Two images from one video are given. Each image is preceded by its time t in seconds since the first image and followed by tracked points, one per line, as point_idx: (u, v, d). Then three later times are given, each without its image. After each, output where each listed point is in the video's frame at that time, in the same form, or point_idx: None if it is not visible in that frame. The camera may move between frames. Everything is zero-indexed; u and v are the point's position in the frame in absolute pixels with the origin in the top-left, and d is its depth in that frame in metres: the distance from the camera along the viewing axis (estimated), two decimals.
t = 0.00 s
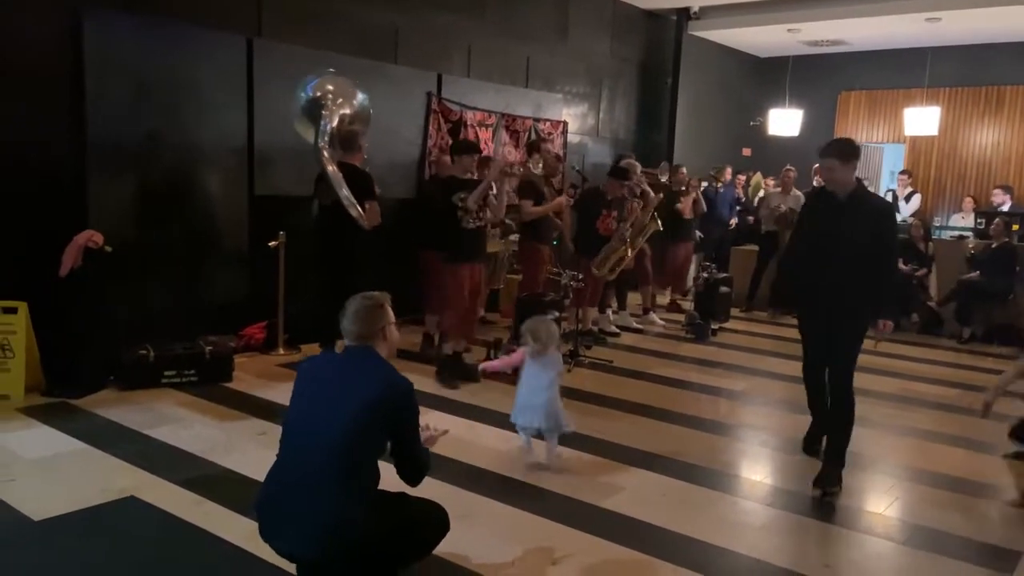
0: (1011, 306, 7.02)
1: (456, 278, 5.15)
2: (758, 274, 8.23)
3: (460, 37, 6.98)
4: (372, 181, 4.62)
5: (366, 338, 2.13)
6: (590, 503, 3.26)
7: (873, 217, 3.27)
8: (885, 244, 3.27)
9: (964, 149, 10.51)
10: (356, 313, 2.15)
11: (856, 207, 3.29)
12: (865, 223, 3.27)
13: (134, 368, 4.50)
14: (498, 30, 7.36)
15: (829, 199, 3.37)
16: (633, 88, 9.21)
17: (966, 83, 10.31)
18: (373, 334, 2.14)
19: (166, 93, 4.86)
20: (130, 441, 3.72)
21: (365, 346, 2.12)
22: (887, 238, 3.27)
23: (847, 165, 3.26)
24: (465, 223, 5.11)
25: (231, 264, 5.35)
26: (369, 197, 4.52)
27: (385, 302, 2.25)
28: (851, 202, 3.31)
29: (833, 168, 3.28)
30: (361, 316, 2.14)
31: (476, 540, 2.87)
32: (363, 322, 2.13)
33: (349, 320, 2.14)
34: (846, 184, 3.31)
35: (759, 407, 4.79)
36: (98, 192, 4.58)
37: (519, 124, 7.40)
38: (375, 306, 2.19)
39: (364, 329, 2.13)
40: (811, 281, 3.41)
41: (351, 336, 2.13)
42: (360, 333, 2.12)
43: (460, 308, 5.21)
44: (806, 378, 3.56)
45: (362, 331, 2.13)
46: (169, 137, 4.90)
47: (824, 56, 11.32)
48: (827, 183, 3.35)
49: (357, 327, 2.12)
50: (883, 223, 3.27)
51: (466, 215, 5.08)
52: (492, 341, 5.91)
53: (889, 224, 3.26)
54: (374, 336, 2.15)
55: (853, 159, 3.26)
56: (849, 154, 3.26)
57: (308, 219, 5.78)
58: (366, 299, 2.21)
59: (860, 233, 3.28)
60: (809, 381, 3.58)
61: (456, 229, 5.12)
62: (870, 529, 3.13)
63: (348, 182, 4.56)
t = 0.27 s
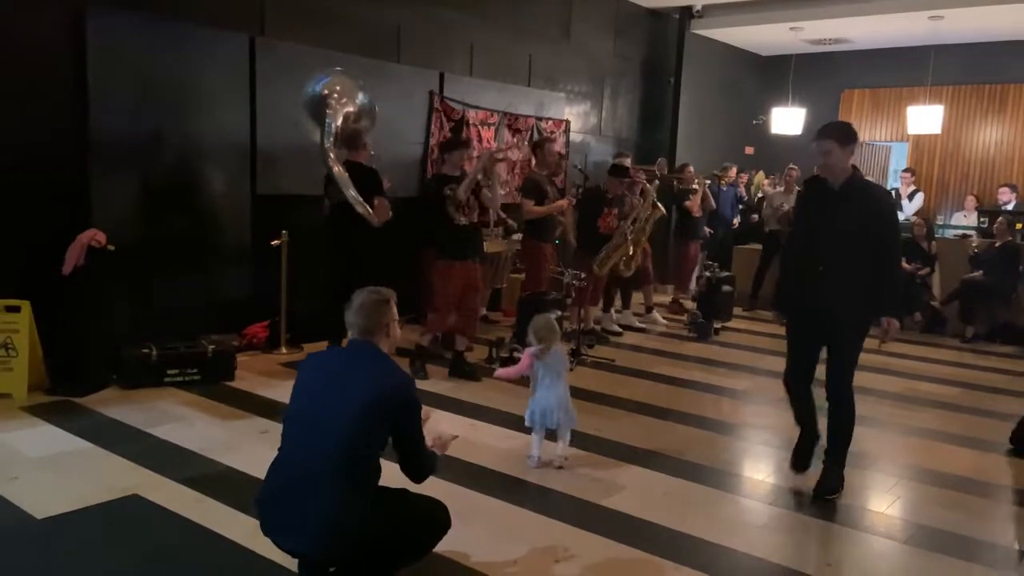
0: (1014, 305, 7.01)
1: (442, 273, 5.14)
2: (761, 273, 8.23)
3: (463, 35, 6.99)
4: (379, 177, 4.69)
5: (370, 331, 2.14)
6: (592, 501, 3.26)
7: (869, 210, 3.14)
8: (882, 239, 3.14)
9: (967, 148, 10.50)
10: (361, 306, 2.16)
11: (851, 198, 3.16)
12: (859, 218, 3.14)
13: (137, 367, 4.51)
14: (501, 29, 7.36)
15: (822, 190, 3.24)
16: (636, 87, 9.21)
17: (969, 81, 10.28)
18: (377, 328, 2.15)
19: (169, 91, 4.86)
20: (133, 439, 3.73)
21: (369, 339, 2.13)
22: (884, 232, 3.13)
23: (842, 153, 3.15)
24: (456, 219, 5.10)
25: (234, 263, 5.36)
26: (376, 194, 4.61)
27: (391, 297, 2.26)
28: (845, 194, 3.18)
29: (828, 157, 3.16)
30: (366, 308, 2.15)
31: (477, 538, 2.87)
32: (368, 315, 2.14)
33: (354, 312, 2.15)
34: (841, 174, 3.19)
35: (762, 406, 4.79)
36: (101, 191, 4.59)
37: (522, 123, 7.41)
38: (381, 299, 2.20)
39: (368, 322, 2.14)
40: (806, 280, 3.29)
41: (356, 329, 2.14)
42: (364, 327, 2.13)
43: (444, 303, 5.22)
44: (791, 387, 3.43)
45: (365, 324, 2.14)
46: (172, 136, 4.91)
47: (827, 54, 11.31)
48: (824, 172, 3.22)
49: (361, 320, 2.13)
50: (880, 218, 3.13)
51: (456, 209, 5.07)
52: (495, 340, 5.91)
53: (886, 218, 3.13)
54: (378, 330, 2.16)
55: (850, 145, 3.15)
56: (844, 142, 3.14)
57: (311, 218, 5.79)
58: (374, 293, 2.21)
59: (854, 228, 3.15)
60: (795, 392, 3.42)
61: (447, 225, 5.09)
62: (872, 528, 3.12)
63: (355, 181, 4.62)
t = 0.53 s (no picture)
0: (1017, 304, 7.00)
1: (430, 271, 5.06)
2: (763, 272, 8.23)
3: (465, 34, 6.98)
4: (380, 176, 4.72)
5: (373, 336, 2.14)
6: (594, 500, 3.26)
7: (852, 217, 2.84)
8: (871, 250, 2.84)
9: (970, 146, 10.50)
10: (365, 310, 2.15)
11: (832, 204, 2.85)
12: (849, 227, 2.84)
13: (139, 365, 4.52)
14: (503, 27, 7.36)
15: (803, 195, 2.90)
16: (638, 85, 9.20)
17: (972, 79, 10.25)
18: (380, 333, 2.15)
19: (172, 90, 4.87)
20: (135, 438, 3.73)
21: (372, 344, 2.13)
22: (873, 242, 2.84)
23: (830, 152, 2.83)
24: (447, 217, 5.07)
25: (237, 262, 5.37)
26: (378, 194, 4.66)
27: (395, 302, 2.26)
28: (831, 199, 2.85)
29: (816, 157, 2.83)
30: (370, 315, 2.15)
31: (480, 536, 2.87)
32: (371, 319, 2.14)
33: (357, 317, 2.15)
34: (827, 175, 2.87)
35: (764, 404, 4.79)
36: (104, 190, 4.60)
37: (524, 122, 7.41)
38: (385, 304, 2.20)
39: (371, 328, 2.14)
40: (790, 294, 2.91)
41: (359, 333, 2.14)
42: (368, 332, 2.13)
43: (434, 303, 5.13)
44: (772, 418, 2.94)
45: (369, 328, 2.14)
46: (175, 135, 4.92)
47: (829, 52, 11.28)
48: (805, 177, 2.90)
49: (365, 326, 2.13)
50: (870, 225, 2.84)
51: (448, 206, 5.05)
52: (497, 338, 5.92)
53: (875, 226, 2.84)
54: (381, 337, 2.15)
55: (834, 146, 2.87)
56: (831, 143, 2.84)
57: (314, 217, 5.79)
58: (378, 297, 2.21)
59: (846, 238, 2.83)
60: (774, 423, 2.93)
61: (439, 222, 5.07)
62: (874, 527, 3.12)
63: (356, 182, 4.65)
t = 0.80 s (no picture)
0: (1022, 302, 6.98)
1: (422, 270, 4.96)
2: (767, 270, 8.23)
3: (468, 32, 6.97)
4: (384, 174, 4.69)
5: (377, 327, 2.14)
6: (598, 498, 3.26)
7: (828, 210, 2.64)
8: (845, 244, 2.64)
9: (975, 144, 10.47)
10: (369, 301, 2.15)
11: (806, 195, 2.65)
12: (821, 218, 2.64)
13: (143, 362, 4.53)
14: (507, 25, 7.35)
15: (774, 186, 2.73)
16: (642, 83, 9.19)
17: (977, 77, 10.22)
18: (383, 325, 2.15)
19: (176, 88, 4.87)
20: (139, 435, 3.74)
21: (376, 335, 2.13)
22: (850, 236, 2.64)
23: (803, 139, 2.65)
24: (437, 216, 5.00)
25: (240, 259, 5.37)
26: (381, 191, 4.62)
27: (399, 296, 2.26)
28: (802, 189, 2.67)
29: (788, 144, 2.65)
30: (374, 305, 2.15)
31: (484, 534, 2.87)
32: (375, 312, 2.14)
33: (361, 307, 2.15)
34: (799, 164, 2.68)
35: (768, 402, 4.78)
36: (108, 188, 4.61)
37: (527, 119, 7.41)
38: (389, 297, 2.20)
39: (375, 319, 2.13)
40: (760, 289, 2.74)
41: (362, 324, 2.14)
42: (371, 323, 2.13)
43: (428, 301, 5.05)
44: (746, 419, 2.75)
45: (372, 319, 2.14)
46: (179, 133, 4.92)
47: (834, 50, 11.26)
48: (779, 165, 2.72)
49: (368, 317, 2.13)
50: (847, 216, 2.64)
51: (438, 205, 5.00)
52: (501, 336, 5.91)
53: (852, 219, 2.64)
54: (384, 327, 2.15)
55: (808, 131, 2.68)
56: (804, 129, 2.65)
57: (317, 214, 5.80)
58: (382, 290, 2.21)
59: (817, 230, 2.64)
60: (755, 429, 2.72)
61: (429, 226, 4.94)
62: (879, 525, 3.12)
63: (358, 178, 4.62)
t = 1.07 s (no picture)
0: None
1: (418, 269, 4.99)
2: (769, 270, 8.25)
3: (470, 31, 6.97)
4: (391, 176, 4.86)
5: (377, 326, 2.13)
6: (600, 497, 3.25)
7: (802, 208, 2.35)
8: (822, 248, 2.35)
9: (977, 143, 10.45)
10: (369, 300, 2.15)
11: (776, 193, 2.39)
12: (794, 219, 2.36)
13: (145, 362, 4.54)
14: (509, 24, 7.35)
15: (748, 185, 2.48)
16: (644, 82, 9.18)
17: (979, 76, 10.20)
18: (383, 323, 2.15)
19: (178, 87, 4.88)
20: (141, 435, 3.74)
21: (375, 334, 2.13)
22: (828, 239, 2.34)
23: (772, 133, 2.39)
24: (430, 216, 4.96)
25: (242, 259, 5.38)
26: (388, 193, 4.76)
27: (399, 294, 2.25)
28: (774, 189, 2.41)
29: (757, 138, 2.39)
30: (375, 303, 2.15)
31: (485, 533, 2.87)
32: (375, 309, 2.14)
33: (361, 305, 2.15)
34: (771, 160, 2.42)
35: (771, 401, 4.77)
36: (110, 187, 4.61)
37: (529, 118, 7.42)
38: (389, 295, 2.20)
39: (374, 316, 2.13)
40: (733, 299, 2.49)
41: (362, 323, 2.13)
42: (371, 321, 2.13)
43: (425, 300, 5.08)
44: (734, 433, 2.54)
45: (372, 318, 2.14)
46: (181, 132, 4.93)
47: (836, 49, 11.24)
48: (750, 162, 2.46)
49: (368, 314, 2.13)
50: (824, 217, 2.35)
51: (429, 206, 4.95)
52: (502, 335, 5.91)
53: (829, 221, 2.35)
54: (385, 326, 2.16)
55: (784, 126, 2.41)
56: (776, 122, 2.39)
57: (319, 214, 5.80)
58: (382, 288, 2.21)
59: (790, 233, 2.36)
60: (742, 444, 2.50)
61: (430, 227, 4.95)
62: (881, 524, 3.11)
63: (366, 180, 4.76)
